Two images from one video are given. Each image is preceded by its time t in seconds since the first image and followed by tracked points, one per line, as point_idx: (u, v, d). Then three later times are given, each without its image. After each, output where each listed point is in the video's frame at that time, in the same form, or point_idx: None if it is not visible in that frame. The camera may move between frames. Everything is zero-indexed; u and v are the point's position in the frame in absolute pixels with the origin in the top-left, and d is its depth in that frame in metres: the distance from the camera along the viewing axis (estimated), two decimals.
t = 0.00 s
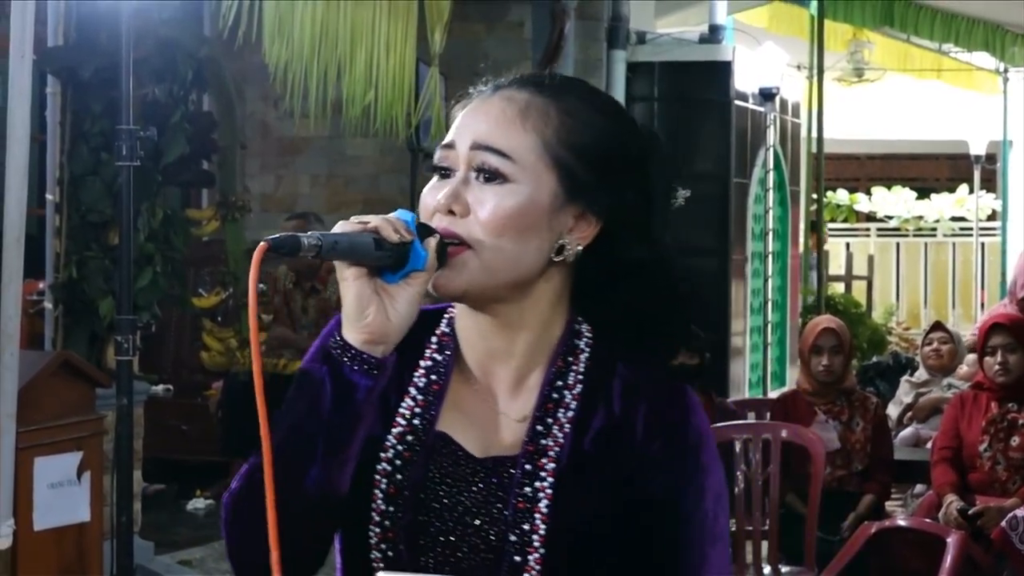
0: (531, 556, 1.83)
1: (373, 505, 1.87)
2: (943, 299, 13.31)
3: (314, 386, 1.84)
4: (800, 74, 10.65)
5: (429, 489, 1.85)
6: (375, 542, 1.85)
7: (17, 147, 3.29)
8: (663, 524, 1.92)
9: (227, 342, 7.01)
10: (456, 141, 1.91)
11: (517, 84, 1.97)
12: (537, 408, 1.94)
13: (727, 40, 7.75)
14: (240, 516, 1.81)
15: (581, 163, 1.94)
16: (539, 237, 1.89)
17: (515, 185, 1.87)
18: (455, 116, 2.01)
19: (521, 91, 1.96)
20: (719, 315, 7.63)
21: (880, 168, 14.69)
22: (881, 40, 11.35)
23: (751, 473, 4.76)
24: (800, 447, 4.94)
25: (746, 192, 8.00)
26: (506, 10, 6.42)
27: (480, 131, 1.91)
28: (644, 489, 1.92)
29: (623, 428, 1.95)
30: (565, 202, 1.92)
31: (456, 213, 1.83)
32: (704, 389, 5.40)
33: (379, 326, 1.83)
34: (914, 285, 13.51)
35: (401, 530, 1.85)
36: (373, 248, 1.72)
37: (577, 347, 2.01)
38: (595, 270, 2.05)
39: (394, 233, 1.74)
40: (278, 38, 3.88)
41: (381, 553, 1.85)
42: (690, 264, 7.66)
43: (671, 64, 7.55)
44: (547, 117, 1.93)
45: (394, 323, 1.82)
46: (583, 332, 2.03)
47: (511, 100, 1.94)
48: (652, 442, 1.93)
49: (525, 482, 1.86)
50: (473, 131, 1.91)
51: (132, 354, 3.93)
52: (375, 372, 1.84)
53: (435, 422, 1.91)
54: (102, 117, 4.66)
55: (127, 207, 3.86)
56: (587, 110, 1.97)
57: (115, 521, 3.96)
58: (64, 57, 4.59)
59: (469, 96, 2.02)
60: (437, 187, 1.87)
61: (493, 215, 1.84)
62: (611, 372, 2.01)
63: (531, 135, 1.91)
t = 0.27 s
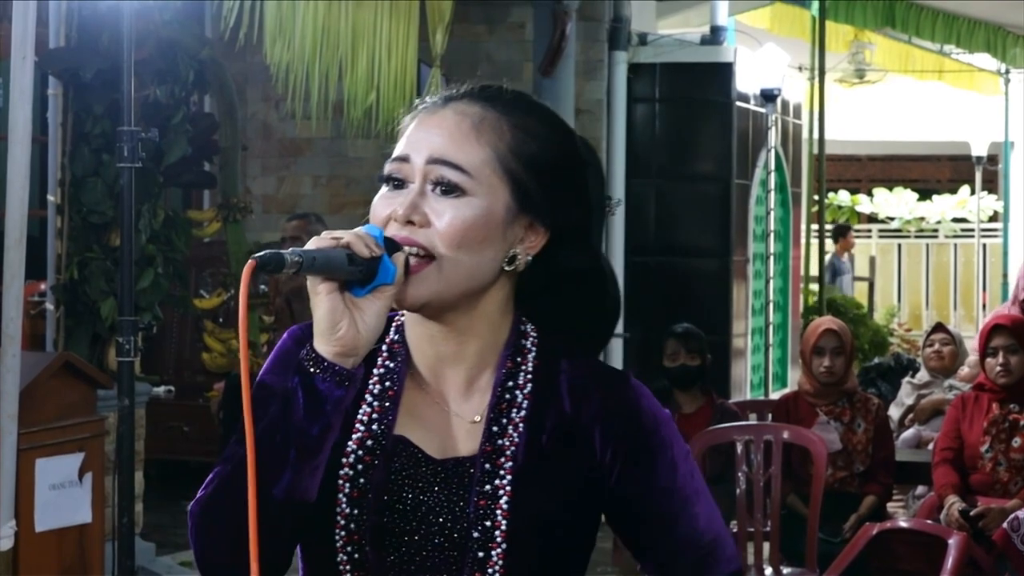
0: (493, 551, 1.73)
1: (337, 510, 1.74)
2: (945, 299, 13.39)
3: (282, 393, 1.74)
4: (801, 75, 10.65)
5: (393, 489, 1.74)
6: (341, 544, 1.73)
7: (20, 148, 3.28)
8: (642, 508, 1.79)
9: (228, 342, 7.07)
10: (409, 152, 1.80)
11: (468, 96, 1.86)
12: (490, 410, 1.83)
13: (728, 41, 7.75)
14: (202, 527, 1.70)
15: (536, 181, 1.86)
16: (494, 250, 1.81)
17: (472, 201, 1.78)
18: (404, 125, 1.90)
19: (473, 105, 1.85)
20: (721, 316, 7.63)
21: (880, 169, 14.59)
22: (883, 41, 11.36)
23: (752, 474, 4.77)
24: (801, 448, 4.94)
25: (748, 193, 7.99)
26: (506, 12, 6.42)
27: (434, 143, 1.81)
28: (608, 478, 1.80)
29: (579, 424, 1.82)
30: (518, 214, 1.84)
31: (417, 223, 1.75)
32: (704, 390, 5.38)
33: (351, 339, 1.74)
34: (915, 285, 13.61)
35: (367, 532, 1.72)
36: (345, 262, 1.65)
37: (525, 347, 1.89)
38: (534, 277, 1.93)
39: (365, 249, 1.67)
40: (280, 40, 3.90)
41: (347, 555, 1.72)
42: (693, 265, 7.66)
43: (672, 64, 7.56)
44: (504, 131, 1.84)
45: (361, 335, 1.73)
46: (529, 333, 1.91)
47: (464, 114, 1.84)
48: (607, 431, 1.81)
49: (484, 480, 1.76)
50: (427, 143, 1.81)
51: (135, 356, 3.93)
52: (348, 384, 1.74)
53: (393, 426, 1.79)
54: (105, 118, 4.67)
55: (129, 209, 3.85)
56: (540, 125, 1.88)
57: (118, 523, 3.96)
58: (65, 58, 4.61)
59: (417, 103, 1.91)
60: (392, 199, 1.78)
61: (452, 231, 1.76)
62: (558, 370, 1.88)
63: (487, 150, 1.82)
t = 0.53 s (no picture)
0: (500, 523, 1.72)
1: (344, 486, 1.73)
2: (947, 300, 13.39)
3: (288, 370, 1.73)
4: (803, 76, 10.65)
5: (399, 464, 1.73)
6: (350, 520, 1.72)
7: (22, 149, 3.28)
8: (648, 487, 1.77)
9: (230, 342, 7.08)
10: (404, 136, 1.80)
11: (457, 82, 1.86)
12: (493, 390, 1.81)
13: (730, 42, 7.75)
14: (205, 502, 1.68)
15: (531, 157, 1.85)
16: (495, 226, 1.79)
17: (470, 177, 1.77)
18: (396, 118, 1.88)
19: (463, 88, 1.84)
20: (723, 316, 7.63)
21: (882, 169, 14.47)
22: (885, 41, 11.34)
23: (755, 474, 4.77)
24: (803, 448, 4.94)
25: (750, 193, 7.99)
26: (508, 13, 6.42)
27: (428, 126, 1.80)
28: (609, 455, 1.78)
29: (584, 400, 1.80)
30: (515, 186, 1.83)
31: (417, 202, 1.74)
32: (705, 390, 5.37)
33: (356, 313, 1.67)
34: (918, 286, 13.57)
35: (375, 508, 1.72)
36: (356, 237, 1.60)
37: (526, 326, 1.86)
38: (533, 258, 1.90)
39: (373, 224, 1.61)
40: (282, 41, 3.88)
41: (356, 532, 1.72)
42: (695, 266, 7.66)
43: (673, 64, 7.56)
44: (496, 110, 1.84)
45: (370, 310, 1.67)
46: (528, 311, 1.88)
47: (455, 96, 1.83)
48: (611, 407, 1.79)
49: (490, 454, 1.75)
50: (421, 126, 1.80)
51: (136, 356, 3.93)
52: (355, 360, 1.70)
53: (398, 405, 1.78)
54: (106, 119, 4.67)
55: (130, 211, 3.85)
56: (530, 105, 1.87)
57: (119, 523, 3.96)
58: (67, 58, 4.60)
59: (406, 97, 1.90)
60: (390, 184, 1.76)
61: (454, 205, 1.74)
62: (561, 349, 1.86)
63: (481, 129, 1.81)
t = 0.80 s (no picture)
0: (560, 534, 1.83)
1: (405, 501, 1.79)
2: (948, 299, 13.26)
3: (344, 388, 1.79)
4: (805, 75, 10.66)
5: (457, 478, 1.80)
6: (411, 535, 1.78)
7: (23, 145, 3.28)
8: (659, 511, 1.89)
9: (231, 341, 7.10)
10: (431, 153, 1.88)
11: (479, 97, 1.95)
12: (538, 401, 1.92)
13: (731, 40, 7.76)
14: (277, 521, 1.75)
15: (553, 167, 1.94)
16: (526, 235, 1.87)
17: (502, 188, 1.86)
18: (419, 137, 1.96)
19: (485, 103, 1.94)
20: (723, 315, 7.63)
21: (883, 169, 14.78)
22: (887, 38, 11.32)
23: (756, 473, 4.75)
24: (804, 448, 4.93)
25: (751, 193, 8.00)
26: (511, 11, 6.51)
27: (455, 142, 1.88)
28: (641, 469, 1.90)
29: (618, 417, 1.93)
30: (543, 195, 1.92)
31: (452, 216, 1.81)
32: (706, 389, 5.37)
33: (414, 333, 1.73)
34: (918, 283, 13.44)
35: (435, 522, 1.79)
36: (406, 258, 1.64)
37: (559, 338, 1.99)
38: (564, 267, 2.00)
39: (419, 243, 1.67)
40: (283, 41, 3.89)
41: (417, 546, 1.78)
42: (697, 265, 7.65)
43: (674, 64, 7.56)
44: (518, 123, 1.93)
45: (426, 328, 1.72)
46: (558, 323, 2.01)
47: (479, 111, 1.92)
48: (645, 421, 1.91)
49: (546, 466, 1.85)
50: (448, 143, 1.88)
51: (136, 354, 3.92)
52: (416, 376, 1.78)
53: (448, 420, 1.85)
54: (107, 117, 4.66)
55: (131, 207, 3.85)
56: (549, 118, 1.97)
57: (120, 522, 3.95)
58: (69, 57, 4.59)
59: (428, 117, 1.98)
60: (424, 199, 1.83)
61: (488, 216, 1.82)
62: (589, 361, 1.98)
63: (507, 142, 1.90)
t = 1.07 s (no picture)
0: (592, 506, 1.84)
1: (439, 476, 1.80)
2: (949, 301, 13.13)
3: (367, 367, 1.79)
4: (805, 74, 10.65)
5: (490, 452, 1.82)
6: (445, 510, 1.79)
7: (23, 144, 3.28)
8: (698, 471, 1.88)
9: (231, 339, 7.11)
10: (467, 139, 1.86)
11: (514, 85, 1.94)
12: (565, 378, 1.93)
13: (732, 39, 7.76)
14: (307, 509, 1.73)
15: (586, 158, 1.94)
16: (559, 226, 1.88)
17: (540, 181, 1.86)
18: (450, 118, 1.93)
19: (520, 92, 1.93)
20: (723, 314, 7.63)
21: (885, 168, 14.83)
22: (887, 38, 11.30)
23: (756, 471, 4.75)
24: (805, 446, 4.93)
25: (751, 191, 8.00)
26: (510, 10, 6.52)
27: (493, 130, 1.87)
28: (669, 436, 1.90)
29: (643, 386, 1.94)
30: (577, 187, 1.92)
31: (489, 209, 1.81)
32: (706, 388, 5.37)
33: (448, 318, 1.76)
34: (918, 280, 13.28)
35: (470, 496, 1.80)
36: (451, 244, 1.67)
37: (581, 316, 2.00)
38: (592, 256, 2.03)
39: (462, 230, 1.69)
40: (284, 38, 3.89)
41: (451, 520, 1.79)
42: (698, 263, 7.65)
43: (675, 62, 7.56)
44: (554, 113, 1.92)
45: (462, 313, 1.75)
46: (580, 304, 2.02)
47: (515, 100, 1.91)
48: (668, 389, 1.92)
49: (577, 439, 1.86)
50: (485, 132, 1.87)
51: (137, 353, 3.92)
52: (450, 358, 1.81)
53: (478, 396, 1.86)
54: (107, 116, 4.65)
55: (131, 206, 3.86)
56: (582, 107, 1.96)
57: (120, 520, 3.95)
58: (69, 55, 4.58)
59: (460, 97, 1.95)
60: (461, 189, 1.83)
61: (525, 209, 1.83)
62: (613, 337, 2.00)
63: (544, 134, 1.90)
